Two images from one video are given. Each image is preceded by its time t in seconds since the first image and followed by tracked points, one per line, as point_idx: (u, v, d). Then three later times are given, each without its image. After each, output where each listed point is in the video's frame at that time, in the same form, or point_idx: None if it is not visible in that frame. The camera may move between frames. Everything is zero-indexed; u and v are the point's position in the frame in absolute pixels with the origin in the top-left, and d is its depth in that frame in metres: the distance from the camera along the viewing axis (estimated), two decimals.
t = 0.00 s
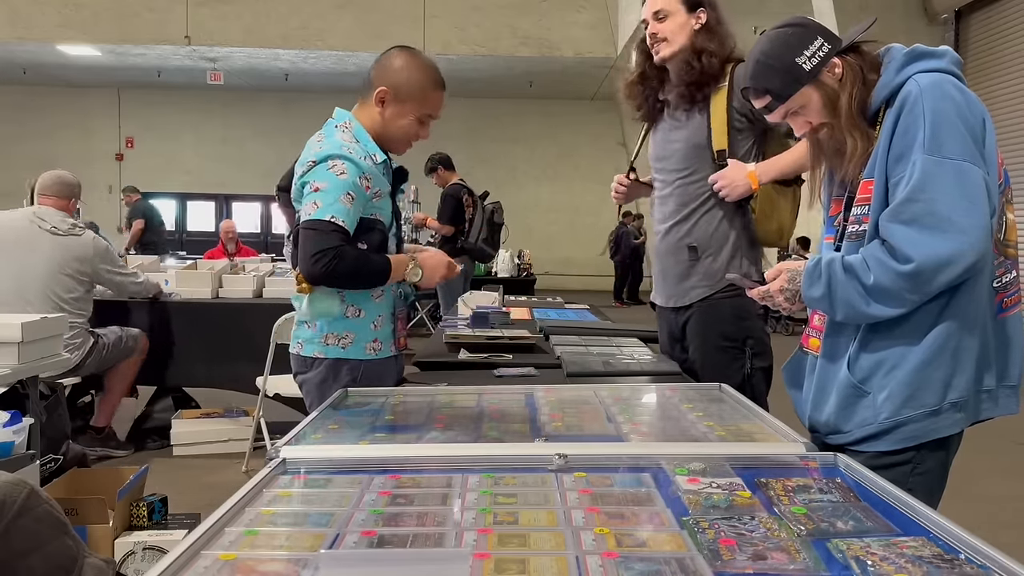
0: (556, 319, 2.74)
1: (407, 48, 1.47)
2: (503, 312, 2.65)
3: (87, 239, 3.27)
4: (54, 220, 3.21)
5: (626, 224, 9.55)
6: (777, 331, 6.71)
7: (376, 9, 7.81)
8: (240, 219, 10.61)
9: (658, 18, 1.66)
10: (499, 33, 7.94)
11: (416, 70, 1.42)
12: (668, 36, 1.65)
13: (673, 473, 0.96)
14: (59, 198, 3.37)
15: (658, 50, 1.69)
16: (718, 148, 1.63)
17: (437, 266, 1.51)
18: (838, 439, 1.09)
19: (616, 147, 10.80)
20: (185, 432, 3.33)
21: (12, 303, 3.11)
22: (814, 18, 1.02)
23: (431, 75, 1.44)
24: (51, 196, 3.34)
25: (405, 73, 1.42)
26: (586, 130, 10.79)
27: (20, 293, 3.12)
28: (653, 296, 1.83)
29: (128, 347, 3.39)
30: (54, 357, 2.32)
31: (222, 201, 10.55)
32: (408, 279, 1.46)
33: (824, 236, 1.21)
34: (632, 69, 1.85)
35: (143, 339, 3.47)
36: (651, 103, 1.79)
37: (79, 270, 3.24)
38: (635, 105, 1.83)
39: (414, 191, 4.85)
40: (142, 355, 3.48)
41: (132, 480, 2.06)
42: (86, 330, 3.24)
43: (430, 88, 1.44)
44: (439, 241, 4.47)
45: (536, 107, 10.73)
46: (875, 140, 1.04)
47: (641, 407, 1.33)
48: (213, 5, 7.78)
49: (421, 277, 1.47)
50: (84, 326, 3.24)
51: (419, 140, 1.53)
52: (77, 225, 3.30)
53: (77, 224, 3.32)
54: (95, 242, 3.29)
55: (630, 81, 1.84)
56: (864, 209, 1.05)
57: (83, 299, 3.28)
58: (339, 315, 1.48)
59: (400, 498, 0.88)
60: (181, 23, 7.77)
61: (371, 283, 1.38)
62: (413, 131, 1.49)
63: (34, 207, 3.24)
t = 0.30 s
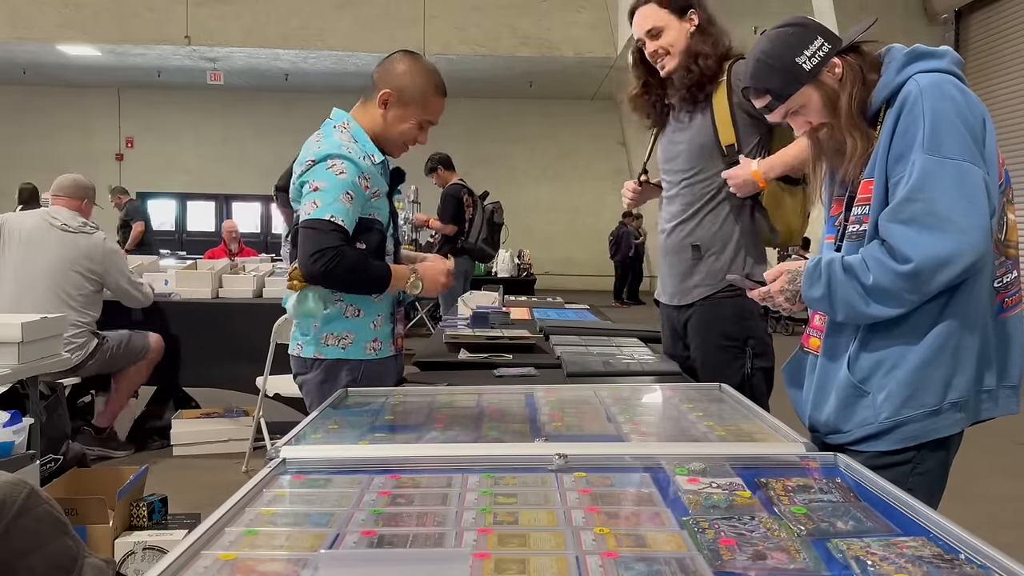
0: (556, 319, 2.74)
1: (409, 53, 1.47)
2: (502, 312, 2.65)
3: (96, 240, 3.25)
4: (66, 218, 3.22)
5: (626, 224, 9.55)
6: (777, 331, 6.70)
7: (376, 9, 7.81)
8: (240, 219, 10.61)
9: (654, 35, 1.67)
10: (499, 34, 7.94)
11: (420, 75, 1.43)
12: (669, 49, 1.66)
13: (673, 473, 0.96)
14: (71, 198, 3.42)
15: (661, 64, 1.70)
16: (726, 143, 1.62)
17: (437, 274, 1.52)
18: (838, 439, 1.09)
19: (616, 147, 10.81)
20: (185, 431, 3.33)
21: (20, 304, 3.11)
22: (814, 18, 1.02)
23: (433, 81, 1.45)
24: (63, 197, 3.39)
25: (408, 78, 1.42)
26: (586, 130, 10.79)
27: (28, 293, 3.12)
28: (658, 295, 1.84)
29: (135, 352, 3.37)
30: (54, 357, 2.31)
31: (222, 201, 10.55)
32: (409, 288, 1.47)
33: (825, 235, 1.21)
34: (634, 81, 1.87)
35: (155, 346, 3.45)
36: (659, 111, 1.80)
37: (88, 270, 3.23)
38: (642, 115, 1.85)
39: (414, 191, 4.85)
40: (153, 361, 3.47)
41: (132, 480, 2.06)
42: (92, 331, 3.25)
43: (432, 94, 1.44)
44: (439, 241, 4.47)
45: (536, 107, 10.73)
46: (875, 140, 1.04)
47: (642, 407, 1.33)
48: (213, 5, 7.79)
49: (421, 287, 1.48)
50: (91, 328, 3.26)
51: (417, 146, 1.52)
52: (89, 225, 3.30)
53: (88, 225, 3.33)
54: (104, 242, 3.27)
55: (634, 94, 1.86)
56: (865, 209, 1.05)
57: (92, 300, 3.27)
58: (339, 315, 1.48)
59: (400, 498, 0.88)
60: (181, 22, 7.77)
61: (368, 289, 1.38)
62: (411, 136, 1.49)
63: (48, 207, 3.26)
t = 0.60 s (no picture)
0: (556, 319, 2.74)
1: (419, 61, 1.47)
2: (502, 312, 2.65)
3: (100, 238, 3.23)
4: (70, 217, 3.22)
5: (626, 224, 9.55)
6: (777, 331, 6.70)
7: (376, 9, 7.81)
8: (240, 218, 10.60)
9: (651, 56, 1.65)
10: (499, 34, 7.94)
11: (427, 83, 1.43)
12: (668, 66, 1.65)
13: (673, 473, 0.96)
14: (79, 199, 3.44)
15: (665, 80, 1.69)
16: (727, 143, 1.62)
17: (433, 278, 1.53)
18: (838, 439, 1.09)
19: (616, 147, 10.81)
20: (185, 432, 3.33)
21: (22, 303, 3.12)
22: (816, 17, 1.02)
23: (440, 89, 1.44)
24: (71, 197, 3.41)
25: (416, 84, 1.42)
26: (586, 130, 10.78)
27: (30, 293, 3.13)
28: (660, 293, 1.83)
29: (137, 356, 3.34)
30: (54, 357, 2.32)
31: (222, 201, 10.55)
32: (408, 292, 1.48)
33: (827, 235, 1.21)
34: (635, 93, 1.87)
35: (160, 352, 3.42)
36: (664, 117, 1.81)
37: (90, 269, 3.22)
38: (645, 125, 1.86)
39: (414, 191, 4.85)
40: (157, 368, 3.42)
41: (132, 480, 2.06)
42: (93, 330, 3.25)
43: (439, 103, 1.44)
44: (440, 241, 4.47)
45: (536, 107, 10.73)
46: (876, 139, 1.04)
47: (642, 407, 1.33)
48: (213, 5, 7.78)
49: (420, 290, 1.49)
50: (93, 328, 3.25)
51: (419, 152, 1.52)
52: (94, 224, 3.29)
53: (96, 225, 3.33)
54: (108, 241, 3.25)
55: (636, 104, 1.86)
56: (867, 209, 1.05)
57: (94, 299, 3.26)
58: (338, 316, 1.48)
59: (400, 498, 0.88)
60: (181, 22, 7.77)
61: (367, 290, 1.38)
62: (415, 142, 1.49)
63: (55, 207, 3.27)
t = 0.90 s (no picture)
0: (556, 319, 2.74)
1: (435, 66, 1.47)
2: (502, 312, 2.65)
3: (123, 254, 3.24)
4: (111, 235, 3.26)
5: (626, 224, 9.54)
6: (777, 331, 6.70)
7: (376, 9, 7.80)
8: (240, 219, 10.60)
9: (649, 56, 1.67)
10: (499, 34, 7.94)
11: (442, 87, 1.42)
12: (666, 70, 1.66)
13: (673, 473, 0.96)
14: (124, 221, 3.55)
15: (662, 82, 1.70)
16: (725, 145, 1.61)
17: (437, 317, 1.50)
18: (837, 439, 1.09)
19: (616, 147, 10.81)
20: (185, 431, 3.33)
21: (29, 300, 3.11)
22: (818, 16, 1.02)
23: (457, 92, 1.43)
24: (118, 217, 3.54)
25: (432, 91, 1.42)
26: (586, 130, 10.78)
27: (41, 295, 3.13)
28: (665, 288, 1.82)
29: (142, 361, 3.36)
30: (54, 357, 2.32)
31: (222, 202, 10.55)
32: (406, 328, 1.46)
33: (827, 235, 1.21)
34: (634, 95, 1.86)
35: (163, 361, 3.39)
36: (663, 121, 1.81)
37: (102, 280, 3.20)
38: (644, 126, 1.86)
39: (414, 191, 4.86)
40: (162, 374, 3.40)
41: (132, 480, 2.06)
42: (96, 338, 3.24)
43: (454, 107, 1.43)
44: (440, 241, 4.47)
45: (536, 107, 10.73)
46: (876, 140, 1.04)
47: (642, 407, 1.33)
48: (213, 5, 7.78)
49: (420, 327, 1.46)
50: (101, 333, 3.26)
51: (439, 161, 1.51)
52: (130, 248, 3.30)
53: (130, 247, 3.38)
54: (130, 258, 3.25)
55: (634, 105, 1.86)
56: (867, 209, 1.05)
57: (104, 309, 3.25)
58: (322, 316, 1.49)
59: (400, 498, 0.88)
60: (182, 23, 7.78)
61: (362, 315, 1.39)
62: (433, 150, 1.48)
63: (103, 224, 3.33)
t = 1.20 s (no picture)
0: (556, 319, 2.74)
1: (408, 53, 1.48)
2: (502, 312, 2.65)
3: (133, 259, 3.25)
4: (123, 242, 3.27)
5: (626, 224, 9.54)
6: (777, 331, 6.70)
7: (376, 9, 7.80)
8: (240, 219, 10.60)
9: (649, 60, 1.67)
10: (499, 34, 7.94)
11: (417, 71, 1.43)
12: (666, 73, 1.66)
13: (673, 473, 0.96)
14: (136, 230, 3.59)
15: (663, 85, 1.71)
16: (727, 146, 1.61)
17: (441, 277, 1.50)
18: (835, 439, 1.09)
19: (616, 147, 10.82)
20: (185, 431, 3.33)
21: (36, 300, 3.12)
22: (812, 18, 1.02)
23: (431, 75, 1.44)
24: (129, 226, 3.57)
25: (407, 76, 1.43)
26: (586, 130, 10.78)
27: (48, 296, 3.13)
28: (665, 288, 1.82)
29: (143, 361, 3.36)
30: (54, 357, 2.32)
31: (222, 201, 10.55)
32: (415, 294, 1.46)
33: (825, 235, 1.20)
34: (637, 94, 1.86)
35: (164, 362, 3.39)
36: (665, 121, 1.81)
37: (110, 283, 3.20)
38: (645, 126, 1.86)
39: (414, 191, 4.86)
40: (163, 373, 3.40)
41: (132, 480, 2.06)
42: (99, 339, 3.24)
43: (432, 89, 1.44)
44: (440, 241, 4.47)
45: (536, 107, 10.73)
46: (871, 140, 1.04)
47: (642, 407, 1.33)
48: (213, 5, 7.78)
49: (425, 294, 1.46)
50: (105, 334, 3.27)
51: (425, 144, 1.52)
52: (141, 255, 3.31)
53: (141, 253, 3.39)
54: (139, 263, 3.26)
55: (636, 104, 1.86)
56: (863, 209, 1.05)
57: (110, 312, 3.24)
58: (331, 313, 1.49)
59: (400, 498, 0.88)
60: (182, 23, 7.78)
61: (368, 295, 1.40)
62: (418, 134, 1.49)
63: (118, 231, 3.35)
